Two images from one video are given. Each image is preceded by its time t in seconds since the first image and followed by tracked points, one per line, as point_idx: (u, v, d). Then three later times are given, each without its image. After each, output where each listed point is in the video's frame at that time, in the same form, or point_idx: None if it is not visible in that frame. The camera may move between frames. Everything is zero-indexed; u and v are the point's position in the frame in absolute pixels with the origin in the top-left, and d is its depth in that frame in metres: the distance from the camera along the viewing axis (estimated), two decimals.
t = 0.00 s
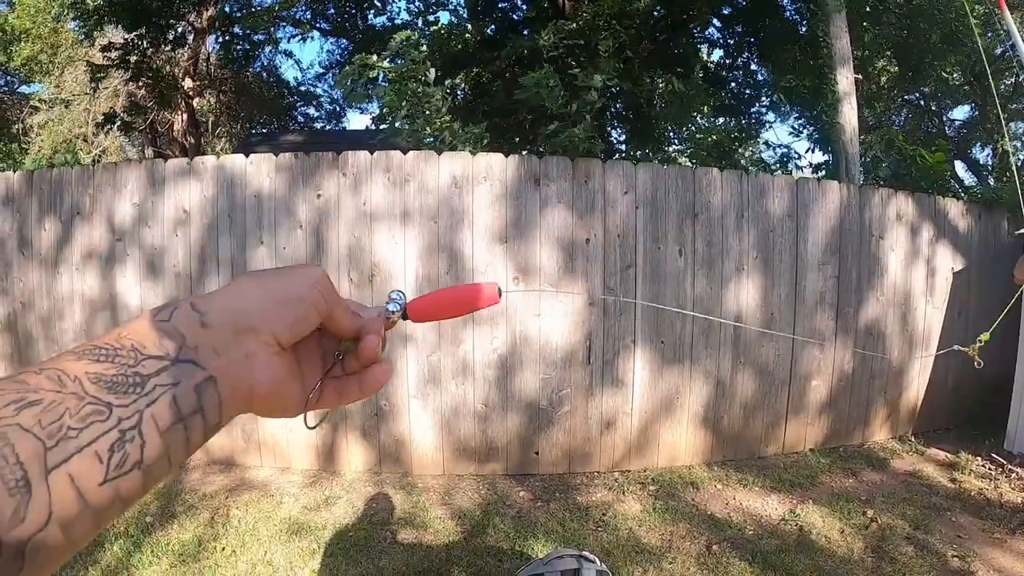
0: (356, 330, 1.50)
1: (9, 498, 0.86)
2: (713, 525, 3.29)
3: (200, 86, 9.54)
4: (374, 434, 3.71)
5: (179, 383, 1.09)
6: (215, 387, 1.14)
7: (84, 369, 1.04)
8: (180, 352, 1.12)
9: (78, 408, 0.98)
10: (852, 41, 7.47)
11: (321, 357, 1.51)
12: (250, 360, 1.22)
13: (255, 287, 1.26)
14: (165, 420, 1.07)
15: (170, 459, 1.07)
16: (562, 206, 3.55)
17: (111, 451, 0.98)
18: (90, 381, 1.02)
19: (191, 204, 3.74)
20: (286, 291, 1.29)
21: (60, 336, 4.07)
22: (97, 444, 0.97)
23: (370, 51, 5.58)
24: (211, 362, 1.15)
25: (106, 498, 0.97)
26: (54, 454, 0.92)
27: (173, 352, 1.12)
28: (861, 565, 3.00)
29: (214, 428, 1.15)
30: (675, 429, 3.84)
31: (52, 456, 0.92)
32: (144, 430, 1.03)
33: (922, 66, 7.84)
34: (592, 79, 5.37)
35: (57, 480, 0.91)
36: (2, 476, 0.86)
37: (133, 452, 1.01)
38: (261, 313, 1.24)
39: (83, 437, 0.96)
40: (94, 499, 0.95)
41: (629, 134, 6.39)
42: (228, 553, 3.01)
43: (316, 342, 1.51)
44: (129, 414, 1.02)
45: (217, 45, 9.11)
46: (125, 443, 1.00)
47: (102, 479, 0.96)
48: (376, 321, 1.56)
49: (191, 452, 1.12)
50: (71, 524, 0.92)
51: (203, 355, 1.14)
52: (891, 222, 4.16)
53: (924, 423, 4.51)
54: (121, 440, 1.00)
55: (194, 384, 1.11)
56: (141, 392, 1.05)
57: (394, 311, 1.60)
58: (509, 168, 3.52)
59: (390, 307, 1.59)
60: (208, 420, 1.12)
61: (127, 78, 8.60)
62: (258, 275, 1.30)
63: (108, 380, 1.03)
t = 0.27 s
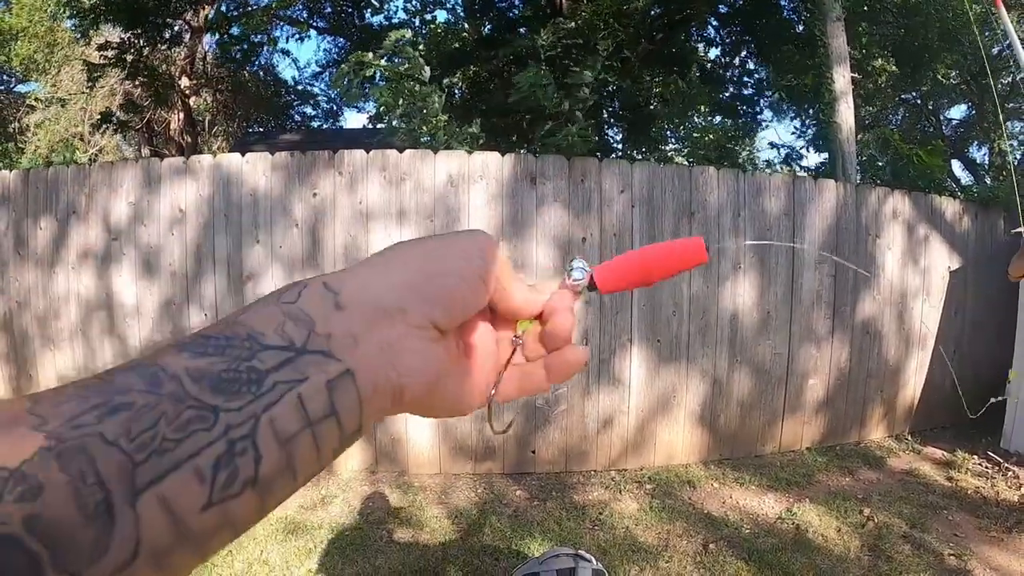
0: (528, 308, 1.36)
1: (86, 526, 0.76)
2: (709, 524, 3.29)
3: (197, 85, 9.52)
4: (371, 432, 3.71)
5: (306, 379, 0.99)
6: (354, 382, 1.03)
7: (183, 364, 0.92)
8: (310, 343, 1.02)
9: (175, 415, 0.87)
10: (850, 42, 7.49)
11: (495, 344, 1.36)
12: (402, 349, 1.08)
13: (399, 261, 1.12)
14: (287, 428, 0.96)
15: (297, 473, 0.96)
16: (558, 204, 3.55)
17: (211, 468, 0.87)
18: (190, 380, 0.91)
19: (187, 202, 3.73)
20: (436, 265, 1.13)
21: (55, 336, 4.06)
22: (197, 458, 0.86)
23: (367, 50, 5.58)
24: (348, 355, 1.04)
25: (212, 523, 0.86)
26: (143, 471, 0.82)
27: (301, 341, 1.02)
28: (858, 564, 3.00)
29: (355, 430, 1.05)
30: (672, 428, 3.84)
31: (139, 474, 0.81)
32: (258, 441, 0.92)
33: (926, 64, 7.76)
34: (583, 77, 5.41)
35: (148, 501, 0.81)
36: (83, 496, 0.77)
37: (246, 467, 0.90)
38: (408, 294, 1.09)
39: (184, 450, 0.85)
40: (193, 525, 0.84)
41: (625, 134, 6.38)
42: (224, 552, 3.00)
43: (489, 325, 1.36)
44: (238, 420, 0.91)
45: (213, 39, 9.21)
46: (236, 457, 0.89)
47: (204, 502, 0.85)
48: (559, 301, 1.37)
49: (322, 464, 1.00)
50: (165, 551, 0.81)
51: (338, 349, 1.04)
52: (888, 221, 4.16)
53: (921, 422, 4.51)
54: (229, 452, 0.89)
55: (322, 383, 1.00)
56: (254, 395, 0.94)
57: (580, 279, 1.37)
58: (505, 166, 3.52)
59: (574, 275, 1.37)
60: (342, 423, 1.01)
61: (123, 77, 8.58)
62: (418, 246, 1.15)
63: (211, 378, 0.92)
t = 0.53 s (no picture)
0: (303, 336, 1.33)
1: None
2: (705, 523, 3.28)
3: (192, 84, 9.50)
4: (366, 432, 3.70)
5: (112, 372, 0.94)
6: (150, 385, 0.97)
7: (16, 352, 0.91)
8: (114, 341, 0.96)
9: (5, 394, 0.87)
10: (845, 41, 7.52)
11: (255, 355, 1.31)
12: (184, 356, 1.02)
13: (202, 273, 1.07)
14: (96, 410, 0.92)
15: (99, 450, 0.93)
16: (552, 203, 3.54)
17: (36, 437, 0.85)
18: (22, 366, 0.90)
19: (181, 202, 3.71)
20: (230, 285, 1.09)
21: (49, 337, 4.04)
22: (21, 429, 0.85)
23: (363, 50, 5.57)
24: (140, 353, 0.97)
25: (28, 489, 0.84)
26: None
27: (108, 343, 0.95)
28: (853, 562, 2.99)
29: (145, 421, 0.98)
30: (667, 427, 3.83)
31: None
32: (72, 418, 0.90)
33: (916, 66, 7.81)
34: (578, 77, 5.43)
35: None
36: None
37: (59, 439, 0.87)
38: (199, 302, 1.04)
39: (10, 423, 0.84)
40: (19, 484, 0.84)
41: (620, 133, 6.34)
42: (218, 553, 2.98)
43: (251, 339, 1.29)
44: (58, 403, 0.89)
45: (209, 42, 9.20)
46: (52, 430, 0.87)
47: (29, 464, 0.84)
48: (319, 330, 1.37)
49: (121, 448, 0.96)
50: None
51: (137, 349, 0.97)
52: (884, 219, 4.16)
53: (916, 420, 4.52)
54: (48, 426, 0.87)
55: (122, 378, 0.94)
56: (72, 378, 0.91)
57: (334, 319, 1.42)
58: (499, 165, 3.51)
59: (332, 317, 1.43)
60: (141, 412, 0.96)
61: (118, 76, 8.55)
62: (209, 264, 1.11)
63: (43, 366, 0.91)
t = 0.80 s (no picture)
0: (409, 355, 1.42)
1: (25, 538, 0.84)
2: (702, 521, 3.28)
3: (186, 83, 9.47)
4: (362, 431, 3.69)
5: (210, 415, 1.06)
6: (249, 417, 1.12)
7: (105, 401, 1.01)
8: (213, 382, 1.10)
9: (100, 445, 0.96)
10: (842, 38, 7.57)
11: (372, 381, 1.43)
12: (289, 390, 1.18)
13: (302, 312, 1.23)
14: (196, 457, 1.04)
15: (203, 496, 1.05)
16: (548, 201, 3.54)
17: (133, 492, 0.96)
18: (112, 415, 1.00)
19: (176, 202, 3.70)
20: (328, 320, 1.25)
21: (45, 336, 4.03)
22: (119, 483, 0.95)
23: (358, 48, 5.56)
24: (246, 392, 1.13)
25: (134, 540, 0.95)
26: (72, 493, 0.90)
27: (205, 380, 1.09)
28: (850, 560, 3.00)
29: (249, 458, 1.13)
30: (664, 425, 3.84)
31: (68, 496, 0.90)
32: (169, 468, 1.01)
33: (915, 65, 7.85)
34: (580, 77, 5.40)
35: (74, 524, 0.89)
36: (21, 518, 0.85)
37: (159, 492, 0.99)
38: (300, 336, 1.20)
39: (105, 476, 0.94)
40: (117, 541, 0.93)
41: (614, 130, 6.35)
42: (215, 553, 2.97)
43: (366, 365, 1.42)
44: (153, 450, 1.00)
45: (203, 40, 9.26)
46: (151, 482, 0.98)
47: (124, 523, 0.94)
48: (439, 349, 1.44)
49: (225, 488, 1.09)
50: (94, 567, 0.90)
51: (236, 386, 1.12)
52: (880, 217, 4.17)
53: (912, 417, 4.52)
54: (146, 478, 0.98)
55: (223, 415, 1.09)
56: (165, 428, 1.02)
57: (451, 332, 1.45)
58: (495, 163, 3.51)
59: (447, 330, 1.45)
60: (242, 455, 1.10)
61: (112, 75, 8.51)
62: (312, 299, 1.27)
63: (132, 414, 1.01)
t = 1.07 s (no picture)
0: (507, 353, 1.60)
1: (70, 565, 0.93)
2: (697, 520, 3.28)
3: (180, 82, 9.43)
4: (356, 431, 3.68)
5: (278, 427, 1.16)
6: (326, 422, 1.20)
7: (164, 411, 1.09)
8: (287, 390, 1.20)
9: (158, 459, 1.03)
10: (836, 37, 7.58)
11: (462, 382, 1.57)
12: (371, 395, 1.26)
13: (380, 313, 1.31)
14: (264, 472, 1.12)
15: (272, 516, 1.12)
16: (543, 200, 3.54)
17: (192, 512, 1.04)
18: (170, 428, 1.07)
19: (170, 202, 3.68)
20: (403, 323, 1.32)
21: (38, 337, 4.00)
22: (174, 501, 1.02)
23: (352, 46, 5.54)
24: (322, 398, 1.21)
25: (194, 562, 1.03)
26: (122, 517, 0.98)
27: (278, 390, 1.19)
28: (845, 559, 3.00)
29: (320, 471, 1.20)
30: (659, 424, 3.83)
31: (120, 519, 0.98)
32: (230, 486, 1.08)
33: (908, 70, 7.91)
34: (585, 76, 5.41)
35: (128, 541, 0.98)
36: (66, 543, 0.94)
37: (222, 510, 1.06)
38: (382, 335, 1.29)
39: (160, 495, 1.01)
40: (172, 565, 1.01)
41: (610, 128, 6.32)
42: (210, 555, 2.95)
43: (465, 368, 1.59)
44: (214, 466, 1.07)
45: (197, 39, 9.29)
46: (209, 502, 1.05)
47: (183, 546, 1.02)
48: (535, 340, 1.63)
49: (298, 506, 1.17)
50: None
51: (315, 393, 1.21)
52: (874, 215, 4.18)
53: (907, 416, 4.53)
54: (207, 495, 1.05)
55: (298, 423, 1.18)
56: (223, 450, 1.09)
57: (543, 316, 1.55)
58: (489, 162, 3.50)
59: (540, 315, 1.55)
60: (316, 466, 1.19)
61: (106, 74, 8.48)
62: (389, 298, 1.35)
63: (193, 427, 1.09)
